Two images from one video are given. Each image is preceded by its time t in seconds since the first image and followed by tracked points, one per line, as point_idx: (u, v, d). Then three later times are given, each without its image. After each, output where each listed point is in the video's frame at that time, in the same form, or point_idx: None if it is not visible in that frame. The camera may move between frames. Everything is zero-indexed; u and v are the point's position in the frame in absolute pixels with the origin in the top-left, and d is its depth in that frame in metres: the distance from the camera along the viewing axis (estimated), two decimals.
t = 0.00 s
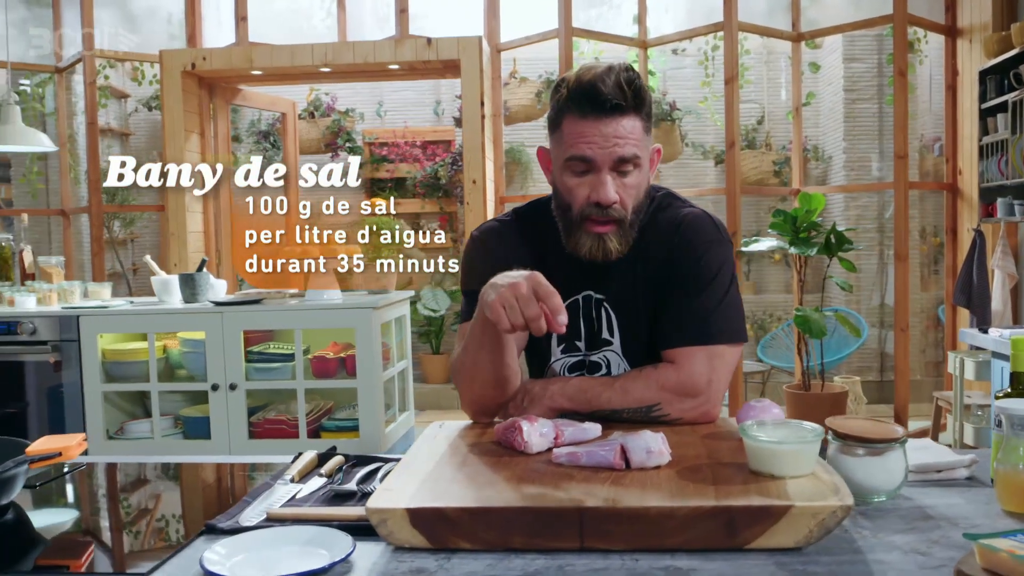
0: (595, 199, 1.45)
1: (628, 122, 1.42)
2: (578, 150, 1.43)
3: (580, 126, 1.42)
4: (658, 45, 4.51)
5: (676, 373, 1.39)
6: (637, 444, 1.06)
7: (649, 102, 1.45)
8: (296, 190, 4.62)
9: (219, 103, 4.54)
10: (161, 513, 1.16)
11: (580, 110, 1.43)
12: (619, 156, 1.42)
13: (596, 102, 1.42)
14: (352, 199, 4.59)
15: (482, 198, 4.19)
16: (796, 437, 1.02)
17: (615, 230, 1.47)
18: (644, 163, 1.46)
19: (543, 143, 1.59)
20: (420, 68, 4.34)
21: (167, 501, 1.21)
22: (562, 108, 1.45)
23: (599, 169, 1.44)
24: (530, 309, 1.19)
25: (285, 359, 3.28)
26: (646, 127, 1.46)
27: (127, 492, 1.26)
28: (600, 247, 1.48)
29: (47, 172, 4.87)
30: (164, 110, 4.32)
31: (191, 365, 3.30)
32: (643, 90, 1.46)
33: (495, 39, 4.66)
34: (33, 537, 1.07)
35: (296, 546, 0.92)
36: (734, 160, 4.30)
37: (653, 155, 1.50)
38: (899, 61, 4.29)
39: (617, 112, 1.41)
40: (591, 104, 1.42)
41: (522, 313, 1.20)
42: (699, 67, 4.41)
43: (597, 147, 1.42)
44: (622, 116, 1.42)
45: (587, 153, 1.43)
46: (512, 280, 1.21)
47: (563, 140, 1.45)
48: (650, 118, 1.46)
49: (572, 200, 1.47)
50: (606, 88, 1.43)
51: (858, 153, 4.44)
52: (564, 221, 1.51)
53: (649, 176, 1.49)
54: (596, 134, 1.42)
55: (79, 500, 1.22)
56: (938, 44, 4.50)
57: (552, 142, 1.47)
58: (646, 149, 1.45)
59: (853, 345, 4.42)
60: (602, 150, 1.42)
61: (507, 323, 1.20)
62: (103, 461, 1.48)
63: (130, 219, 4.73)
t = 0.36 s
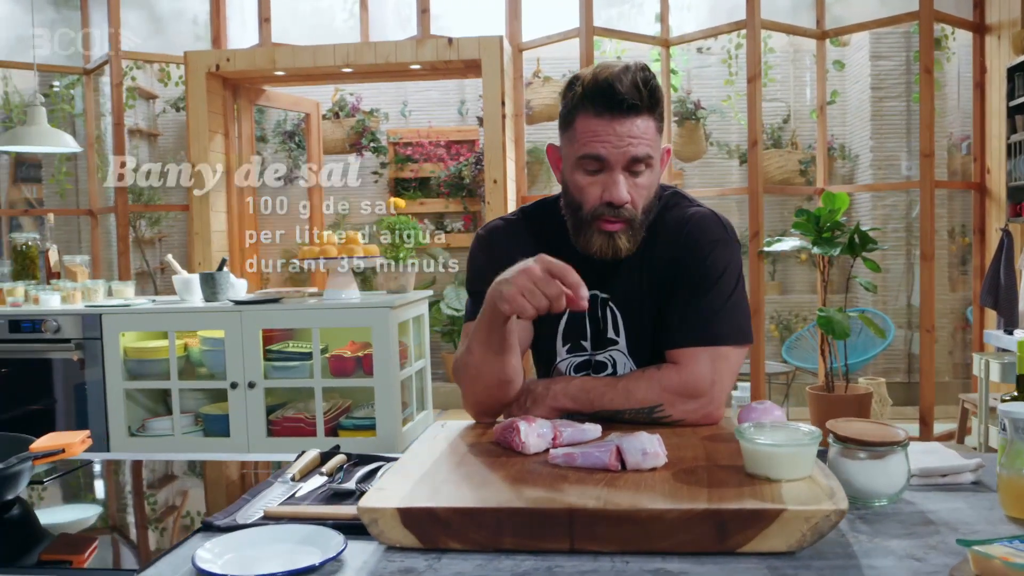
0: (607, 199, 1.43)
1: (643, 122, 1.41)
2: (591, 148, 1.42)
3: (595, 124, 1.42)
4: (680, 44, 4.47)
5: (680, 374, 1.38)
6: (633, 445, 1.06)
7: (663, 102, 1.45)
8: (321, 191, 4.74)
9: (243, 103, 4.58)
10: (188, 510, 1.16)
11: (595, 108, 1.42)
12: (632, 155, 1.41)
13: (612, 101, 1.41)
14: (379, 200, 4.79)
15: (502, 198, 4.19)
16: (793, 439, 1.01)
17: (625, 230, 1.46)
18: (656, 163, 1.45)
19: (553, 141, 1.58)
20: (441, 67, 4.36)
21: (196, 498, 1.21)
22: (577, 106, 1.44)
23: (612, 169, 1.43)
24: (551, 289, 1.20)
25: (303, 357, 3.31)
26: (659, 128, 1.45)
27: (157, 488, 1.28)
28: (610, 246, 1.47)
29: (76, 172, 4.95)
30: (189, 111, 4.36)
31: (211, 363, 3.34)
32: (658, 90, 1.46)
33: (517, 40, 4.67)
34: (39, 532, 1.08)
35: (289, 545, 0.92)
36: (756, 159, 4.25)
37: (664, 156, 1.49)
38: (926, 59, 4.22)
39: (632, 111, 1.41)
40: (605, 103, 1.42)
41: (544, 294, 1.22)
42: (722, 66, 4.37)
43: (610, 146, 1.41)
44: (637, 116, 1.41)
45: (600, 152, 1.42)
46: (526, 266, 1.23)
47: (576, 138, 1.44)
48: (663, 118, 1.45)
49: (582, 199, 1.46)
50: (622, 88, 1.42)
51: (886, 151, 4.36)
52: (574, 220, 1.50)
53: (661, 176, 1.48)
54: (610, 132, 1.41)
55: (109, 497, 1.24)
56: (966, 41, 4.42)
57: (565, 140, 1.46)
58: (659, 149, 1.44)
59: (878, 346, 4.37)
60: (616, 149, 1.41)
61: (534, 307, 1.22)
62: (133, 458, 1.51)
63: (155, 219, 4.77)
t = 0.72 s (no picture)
0: (611, 200, 1.43)
1: (650, 124, 1.40)
2: (597, 149, 1.41)
3: (602, 125, 1.41)
4: (704, 43, 4.44)
5: (685, 375, 1.38)
6: (631, 447, 1.06)
7: (672, 104, 1.44)
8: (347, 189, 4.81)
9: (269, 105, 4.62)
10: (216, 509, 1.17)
11: (602, 109, 1.41)
12: (638, 157, 1.41)
13: (619, 103, 1.41)
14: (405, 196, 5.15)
15: (524, 198, 4.20)
16: (793, 441, 1.00)
17: (629, 230, 1.47)
18: (664, 165, 1.45)
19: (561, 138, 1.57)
20: (464, 67, 4.38)
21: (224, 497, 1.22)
22: (585, 106, 1.44)
23: (617, 170, 1.42)
24: (552, 326, 1.20)
25: (323, 356, 3.34)
26: (667, 129, 1.44)
27: (185, 486, 1.30)
28: (613, 246, 1.47)
29: (106, 172, 5.01)
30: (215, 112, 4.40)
31: (232, 361, 3.38)
32: (667, 92, 1.44)
33: (541, 39, 4.68)
34: (48, 527, 1.11)
35: (285, 544, 0.93)
36: (780, 158, 4.21)
37: (672, 157, 1.49)
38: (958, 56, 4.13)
39: (639, 113, 1.40)
40: (613, 104, 1.41)
41: (542, 328, 1.21)
42: (747, 65, 4.33)
43: (616, 147, 1.41)
44: (644, 118, 1.40)
45: (606, 153, 1.41)
46: (532, 295, 1.21)
47: (583, 139, 1.44)
48: (671, 120, 1.44)
49: (587, 199, 1.46)
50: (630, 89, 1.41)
51: (916, 151, 4.27)
52: (578, 218, 1.50)
53: (667, 178, 1.48)
54: (616, 134, 1.40)
55: (137, 494, 1.27)
56: (998, 38, 4.33)
57: (571, 140, 1.46)
58: (667, 151, 1.44)
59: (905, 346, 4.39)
60: (622, 151, 1.40)
61: (523, 334, 1.21)
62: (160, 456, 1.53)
63: (183, 218, 4.84)
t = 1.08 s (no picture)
0: (610, 202, 1.44)
1: (649, 127, 1.41)
2: (595, 152, 1.42)
3: (600, 128, 1.41)
4: (724, 41, 4.42)
5: (687, 375, 1.38)
6: (626, 447, 1.05)
7: (670, 107, 1.43)
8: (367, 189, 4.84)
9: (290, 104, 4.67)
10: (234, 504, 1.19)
11: (600, 112, 1.42)
12: (637, 160, 1.41)
13: (618, 105, 1.41)
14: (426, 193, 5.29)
15: (542, 197, 4.19)
16: (789, 443, 0.99)
17: (627, 232, 1.47)
18: (662, 167, 1.45)
19: (561, 139, 1.57)
20: (482, 66, 4.38)
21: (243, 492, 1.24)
22: (584, 108, 1.44)
23: (616, 172, 1.42)
24: (557, 337, 1.20)
25: (338, 354, 3.36)
26: (666, 132, 1.44)
27: (207, 483, 1.32)
28: (612, 248, 1.48)
29: (130, 172, 5.05)
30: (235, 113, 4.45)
31: (249, 360, 3.42)
32: (665, 94, 1.44)
33: (559, 39, 4.69)
34: (52, 521, 1.13)
35: (281, 541, 0.95)
36: (800, 156, 4.17)
37: (671, 160, 1.49)
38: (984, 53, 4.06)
39: (637, 116, 1.40)
40: (611, 107, 1.41)
41: (548, 337, 1.22)
42: (767, 63, 4.29)
43: (615, 150, 1.41)
44: (643, 122, 1.41)
45: (605, 156, 1.41)
46: (539, 304, 1.22)
47: (582, 141, 1.44)
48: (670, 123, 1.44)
49: (585, 201, 1.46)
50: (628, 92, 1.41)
51: (939, 148, 4.16)
52: (577, 220, 1.51)
53: (666, 180, 1.48)
54: (615, 137, 1.40)
55: (157, 491, 1.28)
56: None
57: (570, 142, 1.46)
58: (665, 154, 1.44)
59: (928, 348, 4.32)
60: (620, 153, 1.41)
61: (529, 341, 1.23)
62: (177, 453, 1.55)
63: (204, 218, 4.88)
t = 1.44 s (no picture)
0: (595, 191, 1.46)
1: (626, 112, 1.43)
2: (575, 142, 1.44)
3: (578, 118, 1.44)
4: (747, 40, 4.38)
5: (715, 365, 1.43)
6: (625, 449, 1.05)
7: (646, 90, 1.45)
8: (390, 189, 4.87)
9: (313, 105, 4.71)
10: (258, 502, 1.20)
11: (577, 102, 1.44)
12: (617, 145, 1.43)
13: (593, 94, 1.43)
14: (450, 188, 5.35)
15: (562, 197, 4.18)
16: (791, 445, 0.99)
17: (615, 220, 1.49)
18: (644, 152, 1.46)
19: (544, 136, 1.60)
20: (503, 66, 4.38)
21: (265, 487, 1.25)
22: (560, 101, 1.46)
23: (598, 160, 1.44)
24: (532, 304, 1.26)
25: (357, 354, 3.38)
26: (646, 117, 1.46)
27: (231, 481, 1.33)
28: (602, 238, 1.50)
29: (156, 172, 5.11)
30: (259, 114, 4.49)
31: (269, 359, 3.45)
32: (639, 80, 1.46)
33: (582, 39, 4.68)
34: (61, 516, 1.15)
35: (281, 539, 0.96)
36: (825, 155, 4.12)
37: (653, 145, 1.50)
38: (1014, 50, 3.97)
39: (613, 103, 1.42)
40: (587, 96, 1.44)
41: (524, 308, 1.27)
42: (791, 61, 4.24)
43: (594, 138, 1.43)
44: (619, 108, 1.43)
45: (585, 145, 1.43)
46: (513, 275, 1.28)
47: (561, 133, 1.46)
48: (649, 107, 1.46)
49: (571, 192, 1.48)
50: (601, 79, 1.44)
51: (969, 147, 4.11)
52: (565, 213, 1.52)
53: (650, 165, 1.50)
54: (593, 125, 1.42)
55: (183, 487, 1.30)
56: None
57: (551, 135, 1.48)
58: (646, 139, 1.46)
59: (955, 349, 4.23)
60: (600, 141, 1.43)
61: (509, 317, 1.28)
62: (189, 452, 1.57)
63: (228, 218, 4.92)
